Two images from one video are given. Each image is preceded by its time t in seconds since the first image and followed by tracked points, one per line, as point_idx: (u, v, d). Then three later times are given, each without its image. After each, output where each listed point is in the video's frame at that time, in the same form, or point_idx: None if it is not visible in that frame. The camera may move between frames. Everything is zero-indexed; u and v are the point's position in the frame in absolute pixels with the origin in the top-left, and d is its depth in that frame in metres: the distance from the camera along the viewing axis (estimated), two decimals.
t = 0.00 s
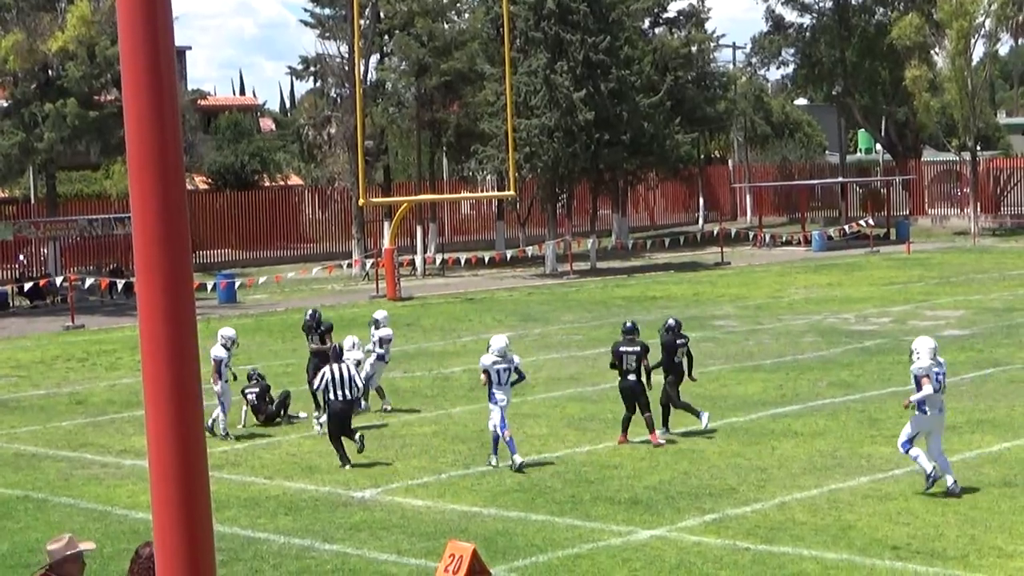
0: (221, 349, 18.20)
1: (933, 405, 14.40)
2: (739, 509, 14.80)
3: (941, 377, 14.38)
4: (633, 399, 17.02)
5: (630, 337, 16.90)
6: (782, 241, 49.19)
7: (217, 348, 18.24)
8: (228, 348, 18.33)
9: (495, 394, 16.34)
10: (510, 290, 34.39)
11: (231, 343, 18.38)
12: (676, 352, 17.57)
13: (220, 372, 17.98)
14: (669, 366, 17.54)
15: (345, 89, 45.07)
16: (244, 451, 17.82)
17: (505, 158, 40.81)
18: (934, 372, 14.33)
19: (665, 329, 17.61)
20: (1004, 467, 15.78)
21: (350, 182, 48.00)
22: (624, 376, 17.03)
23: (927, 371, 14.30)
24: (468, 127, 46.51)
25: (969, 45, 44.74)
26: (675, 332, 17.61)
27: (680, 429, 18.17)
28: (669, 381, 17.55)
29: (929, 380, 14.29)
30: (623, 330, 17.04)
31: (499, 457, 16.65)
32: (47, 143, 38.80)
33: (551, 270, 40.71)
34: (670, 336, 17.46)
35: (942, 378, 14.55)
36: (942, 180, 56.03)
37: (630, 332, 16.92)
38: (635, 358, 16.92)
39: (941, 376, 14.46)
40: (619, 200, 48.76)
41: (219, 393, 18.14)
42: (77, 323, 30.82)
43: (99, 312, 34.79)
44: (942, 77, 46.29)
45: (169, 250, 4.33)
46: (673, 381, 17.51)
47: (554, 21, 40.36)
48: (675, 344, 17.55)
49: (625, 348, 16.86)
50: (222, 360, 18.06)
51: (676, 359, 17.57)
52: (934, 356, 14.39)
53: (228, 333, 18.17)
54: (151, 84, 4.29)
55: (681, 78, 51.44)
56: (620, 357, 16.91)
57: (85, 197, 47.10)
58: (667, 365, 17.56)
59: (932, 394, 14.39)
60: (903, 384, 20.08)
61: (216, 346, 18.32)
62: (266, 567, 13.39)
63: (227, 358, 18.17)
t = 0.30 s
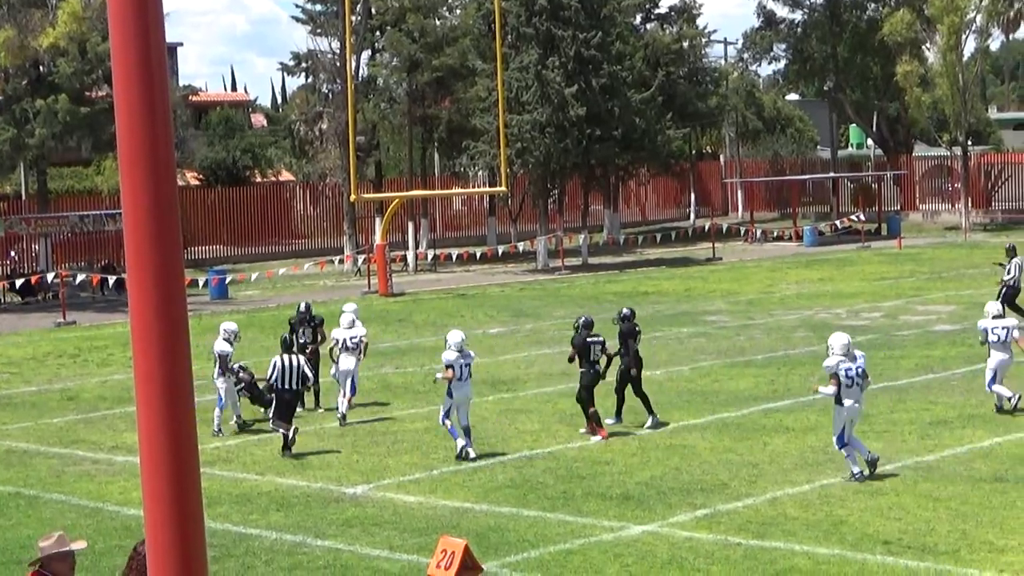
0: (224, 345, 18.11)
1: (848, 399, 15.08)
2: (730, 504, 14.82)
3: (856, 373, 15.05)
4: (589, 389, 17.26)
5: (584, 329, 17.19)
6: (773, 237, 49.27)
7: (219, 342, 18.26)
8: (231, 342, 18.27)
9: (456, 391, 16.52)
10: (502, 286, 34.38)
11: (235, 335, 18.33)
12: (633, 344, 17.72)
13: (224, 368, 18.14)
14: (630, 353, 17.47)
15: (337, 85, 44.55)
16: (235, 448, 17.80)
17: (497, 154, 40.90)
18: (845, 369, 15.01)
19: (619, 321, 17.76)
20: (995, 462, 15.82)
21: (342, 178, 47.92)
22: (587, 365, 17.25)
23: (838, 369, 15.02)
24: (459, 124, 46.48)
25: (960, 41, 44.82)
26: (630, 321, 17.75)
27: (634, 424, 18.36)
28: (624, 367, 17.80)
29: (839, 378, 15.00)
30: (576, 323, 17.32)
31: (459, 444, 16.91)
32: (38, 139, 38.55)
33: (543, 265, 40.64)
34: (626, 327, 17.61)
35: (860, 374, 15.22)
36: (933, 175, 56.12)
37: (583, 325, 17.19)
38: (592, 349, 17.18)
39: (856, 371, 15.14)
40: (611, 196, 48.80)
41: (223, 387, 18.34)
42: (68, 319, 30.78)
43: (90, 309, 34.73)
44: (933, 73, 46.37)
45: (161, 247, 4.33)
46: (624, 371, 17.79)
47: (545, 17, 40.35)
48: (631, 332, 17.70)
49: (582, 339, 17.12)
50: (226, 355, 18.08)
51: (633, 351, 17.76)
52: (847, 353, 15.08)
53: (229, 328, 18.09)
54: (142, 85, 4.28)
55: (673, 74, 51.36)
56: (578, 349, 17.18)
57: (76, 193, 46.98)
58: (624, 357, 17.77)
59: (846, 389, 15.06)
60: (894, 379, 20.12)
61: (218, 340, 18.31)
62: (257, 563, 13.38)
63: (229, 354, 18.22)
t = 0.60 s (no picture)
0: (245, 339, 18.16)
1: (783, 390, 15.37)
2: (735, 501, 14.83)
3: (790, 367, 15.27)
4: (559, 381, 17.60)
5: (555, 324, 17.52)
6: (777, 234, 49.26)
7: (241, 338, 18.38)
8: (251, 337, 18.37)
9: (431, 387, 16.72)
10: (506, 283, 34.37)
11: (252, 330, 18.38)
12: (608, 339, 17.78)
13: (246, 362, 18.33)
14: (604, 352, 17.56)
15: (342, 83, 44.49)
16: (240, 445, 17.82)
17: (502, 151, 40.99)
18: (780, 361, 15.29)
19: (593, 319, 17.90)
20: (1000, 459, 15.81)
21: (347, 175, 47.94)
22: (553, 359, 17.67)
23: (773, 360, 15.30)
24: (464, 121, 46.46)
25: (965, 38, 44.74)
26: (604, 320, 17.78)
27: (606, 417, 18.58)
28: (600, 367, 17.85)
29: (775, 368, 15.31)
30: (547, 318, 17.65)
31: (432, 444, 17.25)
32: (43, 136, 38.62)
33: (548, 262, 40.60)
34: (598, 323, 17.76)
35: (801, 366, 15.43)
36: (938, 172, 56.04)
37: (555, 318, 17.50)
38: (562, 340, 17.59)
39: (793, 364, 15.36)
40: (616, 193, 48.72)
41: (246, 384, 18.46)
42: (73, 317, 30.83)
43: (96, 306, 34.78)
44: (940, 69, 46.47)
45: (166, 244, 4.28)
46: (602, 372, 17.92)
47: (550, 14, 40.38)
48: (604, 331, 17.69)
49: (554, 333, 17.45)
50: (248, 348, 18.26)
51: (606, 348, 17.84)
52: (786, 346, 15.30)
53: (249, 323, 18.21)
54: (146, 81, 4.23)
55: (678, 71, 51.43)
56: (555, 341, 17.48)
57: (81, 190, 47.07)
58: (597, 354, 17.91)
59: (781, 380, 15.36)
60: (899, 376, 20.12)
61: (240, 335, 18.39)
62: (263, 560, 13.39)
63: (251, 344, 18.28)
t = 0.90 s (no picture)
0: (249, 331, 18.12)
1: (715, 377, 15.78)
2: (722, 497, 14.84)
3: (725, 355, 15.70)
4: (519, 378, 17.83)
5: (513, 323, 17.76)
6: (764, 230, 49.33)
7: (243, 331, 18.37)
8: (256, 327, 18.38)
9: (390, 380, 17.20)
10: (493, 280, 34.35)
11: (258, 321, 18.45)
12: (570, 338, 18.07)
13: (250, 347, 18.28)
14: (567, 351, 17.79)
15: (328, 80, 44.52)
16: (227, 442, 17.79)
17: (489, 148, 41.05)
18: (718, 350, 15.64)
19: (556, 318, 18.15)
20: (987, 455, 15.83)
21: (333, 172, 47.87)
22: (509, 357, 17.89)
23: (710, 349, 15.61)
24: (451, 118, 46.04)
25: (951, 35, 44.86)
26: (566, 319, 18.09)
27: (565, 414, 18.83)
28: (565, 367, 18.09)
29: (712, 358, 15.68)
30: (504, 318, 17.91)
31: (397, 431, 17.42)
32: (29, 135, 38.38)
33: (534, 258, 40.57)
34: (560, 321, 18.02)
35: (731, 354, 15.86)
36: (925, 168, 56.15)
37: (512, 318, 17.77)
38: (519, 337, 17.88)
39: (725, 352, 15.78)
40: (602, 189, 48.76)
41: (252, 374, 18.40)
42: (59, 315, 30.78)
43: (82, 304, 34.72)
44: (925, 66, 46.58)
45: (152, 240, 3.94)
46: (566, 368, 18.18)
47: (536, 12, 40.46)
48: (567, 330, 17.99)
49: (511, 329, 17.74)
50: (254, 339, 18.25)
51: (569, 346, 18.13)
52: (719, 336, 15.68)
53: (255, 315, 18.36)
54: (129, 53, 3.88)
55: (665, 68, 51.35)
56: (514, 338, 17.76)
57: (67, 188, 46.93)
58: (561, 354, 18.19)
59: (715, 368, 15.76)
60: (885, 373, 20.15)
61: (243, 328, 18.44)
62: (249, 558, 13.38)
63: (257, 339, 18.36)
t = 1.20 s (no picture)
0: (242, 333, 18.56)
1: (639, 367, 16.09)
2: (692, 494, 14.87)
3: (644, 344, 16.00)
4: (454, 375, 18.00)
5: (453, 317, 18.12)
6: (733, 227, 49.45)
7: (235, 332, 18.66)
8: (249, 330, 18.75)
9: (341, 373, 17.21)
10: (463, 278, 34.34)
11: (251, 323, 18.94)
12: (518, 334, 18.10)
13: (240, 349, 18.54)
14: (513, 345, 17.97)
15: (296, 78, 44.45)
16: (197, 441, 17.73)
17: (458, 146, 40.98)
18: (636, 339, 16.02)
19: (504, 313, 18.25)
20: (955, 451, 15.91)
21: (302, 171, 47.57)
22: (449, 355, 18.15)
23: (628, 337, 16.04)
24: (421, 117, 45.98)
25: (918, 32, 45.07)
26: (514, 314, 18.10)
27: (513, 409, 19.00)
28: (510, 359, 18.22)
29: (629, 346, 16.05)
30: (445, 311, 18.23)
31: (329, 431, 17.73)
32: None
33: (504, 256, 40.58)
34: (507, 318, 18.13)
35: (655, 343, 16.14)
36: (893, 166, 56.41)
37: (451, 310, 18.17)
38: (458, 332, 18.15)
39: (648, 341, 16.08)
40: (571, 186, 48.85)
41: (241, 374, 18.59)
42: (28, 313, 30.64)
43: (51, 302, 34.54)
44: (892, 64, 46.76)
45: (122, 242, 4.06)
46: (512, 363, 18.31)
47: (505, 9, 40.58)
48: (514, 325, 18.02)
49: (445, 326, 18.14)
50: (246, 340, 18.54)
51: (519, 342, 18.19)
52: (639, 326, 16.05)
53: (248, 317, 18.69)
54: (99, 73, 4.00)
55: (634, 66, 51.39)
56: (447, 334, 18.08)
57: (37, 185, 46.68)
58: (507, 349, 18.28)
59: (636, 357, 16.07)
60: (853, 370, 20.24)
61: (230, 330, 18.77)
62: (219, 557, 13.34)
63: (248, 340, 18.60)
